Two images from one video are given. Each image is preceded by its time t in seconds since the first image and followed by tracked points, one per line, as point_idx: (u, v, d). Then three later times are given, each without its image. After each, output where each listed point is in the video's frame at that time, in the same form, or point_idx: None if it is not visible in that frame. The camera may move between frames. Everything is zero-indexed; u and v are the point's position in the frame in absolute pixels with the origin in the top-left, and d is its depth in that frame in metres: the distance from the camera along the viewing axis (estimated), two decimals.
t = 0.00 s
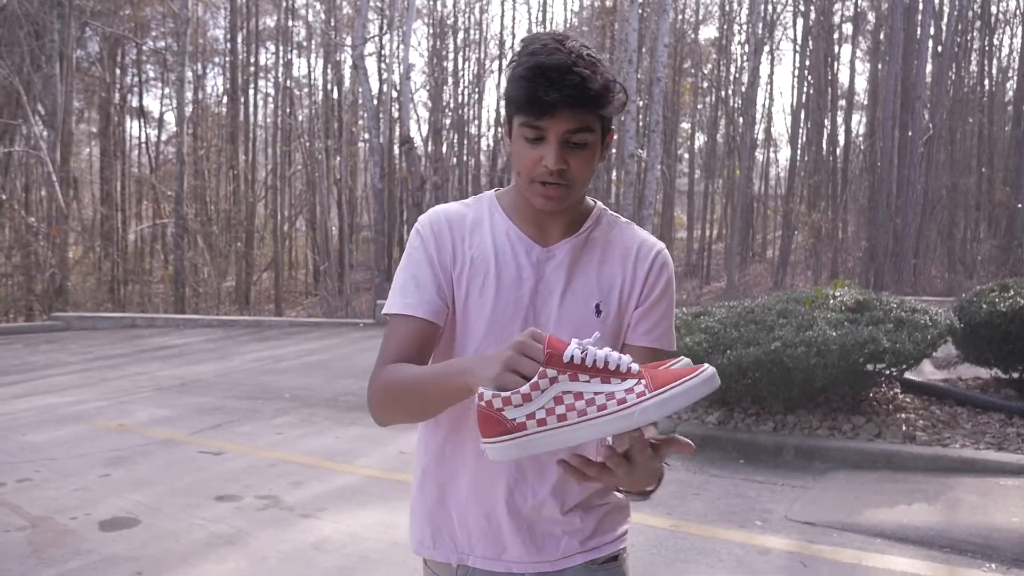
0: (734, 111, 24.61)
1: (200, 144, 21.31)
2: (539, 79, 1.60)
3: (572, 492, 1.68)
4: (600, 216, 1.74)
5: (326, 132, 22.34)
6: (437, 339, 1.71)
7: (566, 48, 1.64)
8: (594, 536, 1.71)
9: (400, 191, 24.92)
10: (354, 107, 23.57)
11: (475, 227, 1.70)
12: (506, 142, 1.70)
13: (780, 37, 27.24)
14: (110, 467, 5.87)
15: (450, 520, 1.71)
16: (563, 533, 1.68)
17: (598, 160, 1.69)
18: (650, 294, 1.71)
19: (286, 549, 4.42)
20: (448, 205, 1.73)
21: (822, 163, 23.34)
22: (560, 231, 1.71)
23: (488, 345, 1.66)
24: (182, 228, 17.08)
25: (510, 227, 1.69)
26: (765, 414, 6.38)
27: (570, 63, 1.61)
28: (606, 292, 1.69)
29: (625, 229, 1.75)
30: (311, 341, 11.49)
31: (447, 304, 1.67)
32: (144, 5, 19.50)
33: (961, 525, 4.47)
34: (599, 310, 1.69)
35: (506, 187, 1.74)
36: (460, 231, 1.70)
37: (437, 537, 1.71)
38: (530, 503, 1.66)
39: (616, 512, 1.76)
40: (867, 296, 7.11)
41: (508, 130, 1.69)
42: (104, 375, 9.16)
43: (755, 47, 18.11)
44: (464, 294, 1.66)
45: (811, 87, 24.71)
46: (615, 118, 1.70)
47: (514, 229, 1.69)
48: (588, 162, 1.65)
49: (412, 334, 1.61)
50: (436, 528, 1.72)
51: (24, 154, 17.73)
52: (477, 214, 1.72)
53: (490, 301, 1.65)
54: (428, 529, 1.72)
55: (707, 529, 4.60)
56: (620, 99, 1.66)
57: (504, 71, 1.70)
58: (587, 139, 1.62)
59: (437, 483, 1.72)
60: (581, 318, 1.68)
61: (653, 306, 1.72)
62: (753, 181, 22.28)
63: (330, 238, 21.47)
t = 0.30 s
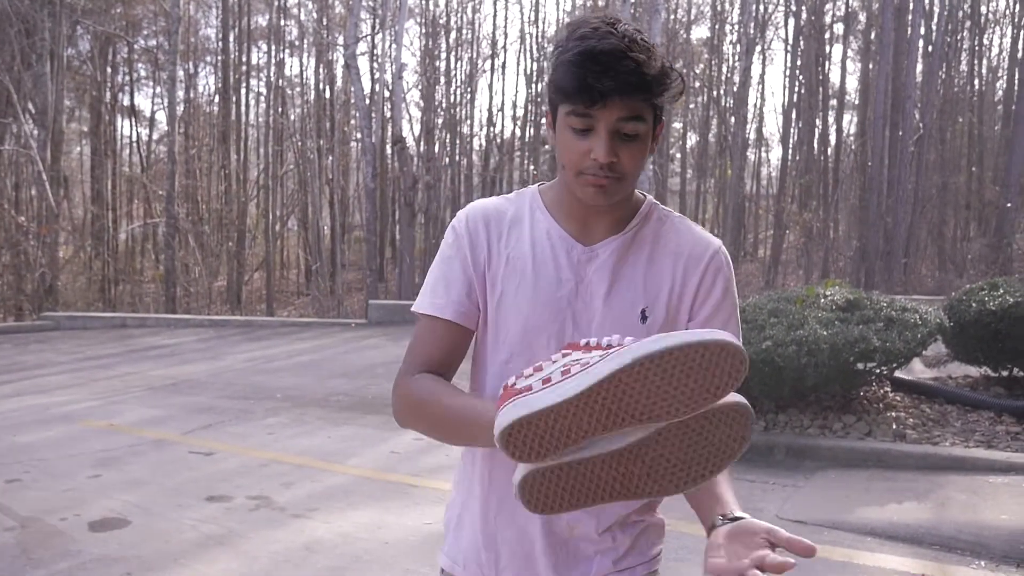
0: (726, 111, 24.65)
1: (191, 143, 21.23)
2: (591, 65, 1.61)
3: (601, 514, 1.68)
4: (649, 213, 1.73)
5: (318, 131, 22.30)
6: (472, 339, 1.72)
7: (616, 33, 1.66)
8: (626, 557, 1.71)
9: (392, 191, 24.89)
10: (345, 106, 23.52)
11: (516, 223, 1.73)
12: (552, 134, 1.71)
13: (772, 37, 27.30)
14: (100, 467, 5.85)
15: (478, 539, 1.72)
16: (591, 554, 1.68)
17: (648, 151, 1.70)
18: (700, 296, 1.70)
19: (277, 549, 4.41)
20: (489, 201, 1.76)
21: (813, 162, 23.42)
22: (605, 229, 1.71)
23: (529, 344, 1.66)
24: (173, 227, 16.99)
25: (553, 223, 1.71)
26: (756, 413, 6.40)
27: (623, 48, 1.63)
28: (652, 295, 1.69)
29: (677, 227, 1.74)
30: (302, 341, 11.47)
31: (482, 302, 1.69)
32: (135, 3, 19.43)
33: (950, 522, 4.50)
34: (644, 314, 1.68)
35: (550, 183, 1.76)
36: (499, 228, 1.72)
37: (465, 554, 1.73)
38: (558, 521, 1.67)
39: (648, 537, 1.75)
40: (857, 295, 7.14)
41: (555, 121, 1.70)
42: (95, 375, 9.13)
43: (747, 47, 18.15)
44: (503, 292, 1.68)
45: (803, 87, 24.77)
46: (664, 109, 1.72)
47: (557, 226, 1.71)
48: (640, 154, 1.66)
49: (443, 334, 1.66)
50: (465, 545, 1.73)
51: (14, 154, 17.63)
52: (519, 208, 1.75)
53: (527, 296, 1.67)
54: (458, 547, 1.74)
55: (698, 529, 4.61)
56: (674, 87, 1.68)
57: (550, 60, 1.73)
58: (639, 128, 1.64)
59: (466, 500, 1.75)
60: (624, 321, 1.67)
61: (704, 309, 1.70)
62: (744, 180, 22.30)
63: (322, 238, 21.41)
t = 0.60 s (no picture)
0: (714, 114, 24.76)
1: (179, 145, 21.15)
2: (610, 85, 1.58)
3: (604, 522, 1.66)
4: (662, 217, 1.72)
5: (307, 133, 22.24)
6: (482, 337, 1.73)
7: (637, 49, 1.63)
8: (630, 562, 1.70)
9: (381, 194, 24.85)
10: (335, 108, 23.48)
11: (526, 225, 1.73)
12: (568, 147, 1.69)
13: (760, 40, 27.43)
14: (87, 471, 5.81)
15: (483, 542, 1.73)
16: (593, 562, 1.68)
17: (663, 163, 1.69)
18: (708, 298, 1.69)
19: (265, 553, 4.39)
20: (501, 201, 1.77)
21: (801, 166, 23.52)
22: (616, 235, 1.71)
23: (537, 346, 1.67)
24: (161, 229, 16.91)
25: (565, 226, 1.71)
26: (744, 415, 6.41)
27: (643, 68, 1.59)
28: (661, 301, 1.68)
29: (690, 231, 1.74)
30: (291, 344, 11.43)
31: (492, 302, 1.70)
32: (123, 5, 19.36)
33: (937, 524, 4.51)
34: (653, 319, 1.68)
35: (562, 186, 1.76)
36: (511, 230, 1.73)
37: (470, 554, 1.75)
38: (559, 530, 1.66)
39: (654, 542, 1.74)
40: (844, 298, 7.17)
41: (570, 135, 1.68)
42: (82, 378, 9.09)
43: (735, 50, 18.24)
44: (515, 295, 1.68)
45: (791, 91, 24.89)
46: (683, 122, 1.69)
47: (567, 229, 1.71)
48: (656, 169, 1.65)
49: (452, 333, 1.70)
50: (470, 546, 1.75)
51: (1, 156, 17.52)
52: (530, 209, 1.76)
53: (536, 298, 1.67)
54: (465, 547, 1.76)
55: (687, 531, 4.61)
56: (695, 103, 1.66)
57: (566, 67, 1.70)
58: (656, 147, 1.62)
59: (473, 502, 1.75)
60: (633, 327, 1.67)
61: (711, 312, 1.70)
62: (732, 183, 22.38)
63: (310, 240, 21.36)
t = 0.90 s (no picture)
0: (707, 114, 24.81)
1: (172, 148, 21.11)
2: (596, 105, 1.57)
3: (601, 517, 1.67)
4: (652, 219, 1.72)
5: (300, 136, 22.20)
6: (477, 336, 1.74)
7: (622, 68, 1.62)
8: (624, 561, 1.70)
9: (374, 196, 24.82)
10: (328, 111, 23.47)
11: (519, 226, 1.74)
12: (557, 159, 1.69)
13: (752, 40, 27.45)
14: (81, 475, 5.79)
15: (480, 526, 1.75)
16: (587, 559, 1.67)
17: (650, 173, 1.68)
18: (696, 294, 1.68)
19: (261, 555, 4.38)
20: (497, 203, 1.78)
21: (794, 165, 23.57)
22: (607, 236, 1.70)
23: (529, 345, 1.67)
24: (154, 233, 16.88)
25: (556, 228, 1.72)
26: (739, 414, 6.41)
27: (630, 90, 1.58)
28: (650, 298, 1.67)
29: (679, 231, 1.73)
30: (285, 346, 11.41)
31: (487, 302, 1.71)
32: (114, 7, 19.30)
33: (931, 521, 4.53)
34: (642, 317, 1.67)
35: (555, 190, 1.76)
36: (504, 233, 1.73)
37: (467, 537, 1.77)
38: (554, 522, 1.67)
39: (651, 541, 1.74)
40: (837, 296, 7.18)
41: (559, 150, 1.68)
42: (76, 382, 9.05)
43: (727, 50, 18.28)
44: (508, 297, 1.69)
45: (783, 90, 24.94)
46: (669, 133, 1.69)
47: (558, 231, 1.71)
48: (643, 180, 1.64)
49: (450, 331, 1.72)
50: (469, 529, 1.77)
51: None
52: (524, 212, 1.76)
53: (527, 297, 1.68)
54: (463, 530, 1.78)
55: (682, 530, 4.62)
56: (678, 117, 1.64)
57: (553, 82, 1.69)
58: (644, 160, 1.62)
59: (473, 487, 1.77)
60: (623, 324, 1.66)
61: (699, 307, 1.68)
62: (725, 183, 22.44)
63: (304, 242, 21.36)
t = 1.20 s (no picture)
0: (703, 113, 24.81)
1: (167, 147, 21.06)
2: (535, 98, 1.71)
3: (595, 486, 1.79)
4: (611, 212, 1.81)
5: (295, 135, 22.16)
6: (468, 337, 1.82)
7: (557, 65, 1.75)
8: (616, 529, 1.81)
9: (370, 195, 24.76)
10: (323, 110, 23.43)
11: (496, 234, 1.81)
12: (513, 159, 1.81)
13: (748, 39, 27.46)
14: (76, 475, 5.78)
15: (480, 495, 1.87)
16: (581, 521, 1.79)
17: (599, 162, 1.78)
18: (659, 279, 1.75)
19: (256, 555, 4.38)
20: (474, 212, 1.86)
21: (790, 164, 23.59)
22: (570, 227, 1.79)
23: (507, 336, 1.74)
24: (149, 232, 16.83)
25: (526, 228, 1.80)
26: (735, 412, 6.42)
27: (562, 78, 1.71)
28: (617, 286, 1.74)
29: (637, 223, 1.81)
30: (281, 346, 11.39)
31: (471, 304, 1.80)
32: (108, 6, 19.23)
33: (925, 518, 4.54)
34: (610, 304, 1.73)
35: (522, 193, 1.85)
36: (481, 238, 1.81)
37: (471, 508, 1.89)
38: (550, 483, 1.79)
39: (643, 510, 1.86)
40: (833, 294, 7.20)
41: (514, 148, 1.80)
42: (70, 383, 9.02)
43: (723, 48, 18.28)
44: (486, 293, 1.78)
45: (779, 89, 24.98)
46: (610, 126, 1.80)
47: (527, 229, 1.80)
48: (592, 165, 1.75)
49: (441, 330, 1.78)
50: (472, 500, 1.89)
51: None
52: (499, 218, 1.84)
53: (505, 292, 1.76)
54: (467, 499, 1.90)
55: (677, 528, 4.62)
56: (612, 106, 1.75)
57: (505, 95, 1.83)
58: (586, 142, 1.72)
59: (476, 459, 1.90)
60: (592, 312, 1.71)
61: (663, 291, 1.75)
62: (721, 182, 22.45)
63: (300, 241, 21.33)
